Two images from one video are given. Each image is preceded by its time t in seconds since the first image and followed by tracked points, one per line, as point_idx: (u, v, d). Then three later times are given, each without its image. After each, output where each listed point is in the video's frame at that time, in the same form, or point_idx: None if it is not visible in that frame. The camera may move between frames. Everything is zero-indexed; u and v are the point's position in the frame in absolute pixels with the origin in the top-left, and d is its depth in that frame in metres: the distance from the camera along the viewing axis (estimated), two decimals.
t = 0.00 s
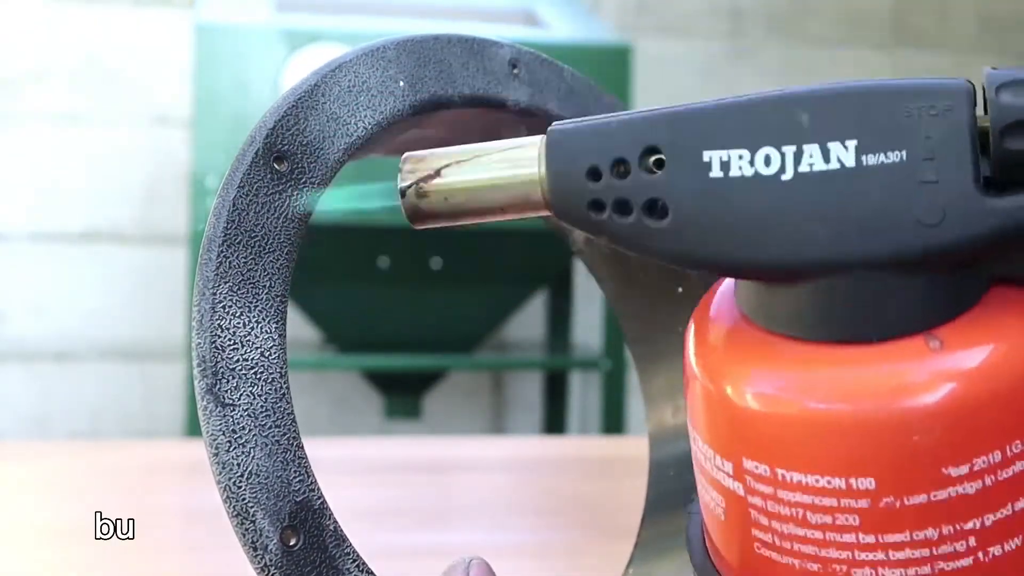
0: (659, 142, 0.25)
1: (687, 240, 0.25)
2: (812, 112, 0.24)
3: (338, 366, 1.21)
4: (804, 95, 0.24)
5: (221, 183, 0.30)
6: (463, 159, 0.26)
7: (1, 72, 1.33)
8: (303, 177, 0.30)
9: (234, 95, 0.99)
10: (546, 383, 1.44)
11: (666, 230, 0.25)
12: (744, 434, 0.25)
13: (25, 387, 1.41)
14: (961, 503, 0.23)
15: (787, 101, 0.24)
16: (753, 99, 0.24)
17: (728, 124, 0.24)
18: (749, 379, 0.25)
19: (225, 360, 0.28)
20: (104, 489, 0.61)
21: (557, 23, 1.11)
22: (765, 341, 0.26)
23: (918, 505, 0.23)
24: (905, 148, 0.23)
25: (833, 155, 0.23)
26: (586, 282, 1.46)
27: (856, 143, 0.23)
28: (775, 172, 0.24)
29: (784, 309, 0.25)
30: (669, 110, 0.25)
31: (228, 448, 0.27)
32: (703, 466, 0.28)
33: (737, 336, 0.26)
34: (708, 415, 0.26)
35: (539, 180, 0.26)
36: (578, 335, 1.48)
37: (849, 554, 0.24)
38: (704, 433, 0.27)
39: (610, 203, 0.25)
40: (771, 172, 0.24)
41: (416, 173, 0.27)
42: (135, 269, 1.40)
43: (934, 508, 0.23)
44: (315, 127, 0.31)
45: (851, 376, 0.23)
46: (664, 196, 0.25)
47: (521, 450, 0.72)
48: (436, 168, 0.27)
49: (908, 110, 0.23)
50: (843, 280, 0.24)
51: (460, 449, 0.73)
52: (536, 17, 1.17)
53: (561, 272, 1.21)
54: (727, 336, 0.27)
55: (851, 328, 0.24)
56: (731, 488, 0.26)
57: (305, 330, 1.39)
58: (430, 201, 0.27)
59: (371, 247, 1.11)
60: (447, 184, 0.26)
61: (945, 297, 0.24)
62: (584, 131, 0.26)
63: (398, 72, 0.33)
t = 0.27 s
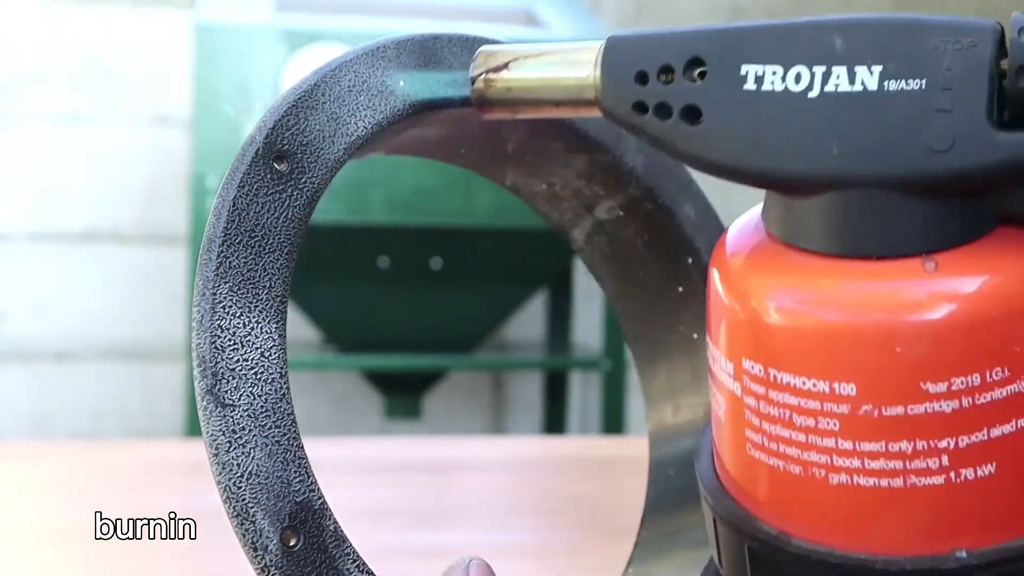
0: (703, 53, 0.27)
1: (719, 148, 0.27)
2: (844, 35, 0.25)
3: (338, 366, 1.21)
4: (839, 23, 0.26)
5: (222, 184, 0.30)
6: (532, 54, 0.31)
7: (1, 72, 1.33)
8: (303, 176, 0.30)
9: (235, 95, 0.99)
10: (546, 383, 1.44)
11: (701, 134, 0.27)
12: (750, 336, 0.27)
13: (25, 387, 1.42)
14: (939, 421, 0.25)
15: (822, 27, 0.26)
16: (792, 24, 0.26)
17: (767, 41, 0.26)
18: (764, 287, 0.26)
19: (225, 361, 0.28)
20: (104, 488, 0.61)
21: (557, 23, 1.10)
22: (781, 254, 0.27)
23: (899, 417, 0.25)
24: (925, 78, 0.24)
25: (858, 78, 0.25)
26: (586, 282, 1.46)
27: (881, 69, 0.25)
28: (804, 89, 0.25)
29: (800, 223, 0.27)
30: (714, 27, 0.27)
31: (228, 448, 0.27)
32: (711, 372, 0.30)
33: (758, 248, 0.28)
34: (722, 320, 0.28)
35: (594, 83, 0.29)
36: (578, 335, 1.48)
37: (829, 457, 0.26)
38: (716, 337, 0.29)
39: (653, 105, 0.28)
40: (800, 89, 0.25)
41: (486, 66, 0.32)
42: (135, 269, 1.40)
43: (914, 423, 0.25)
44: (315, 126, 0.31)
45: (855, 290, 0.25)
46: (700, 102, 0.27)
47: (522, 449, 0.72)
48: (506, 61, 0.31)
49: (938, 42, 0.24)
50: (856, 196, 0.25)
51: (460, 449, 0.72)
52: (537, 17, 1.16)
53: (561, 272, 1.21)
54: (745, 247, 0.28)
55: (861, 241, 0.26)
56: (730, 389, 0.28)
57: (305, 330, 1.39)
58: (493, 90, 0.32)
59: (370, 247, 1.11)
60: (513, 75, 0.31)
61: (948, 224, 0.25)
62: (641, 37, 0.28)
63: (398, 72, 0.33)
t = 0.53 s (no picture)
0: (722, 33, 0.28)
1: (738, 123, 0.28)
2: (860, 18, 0.26)
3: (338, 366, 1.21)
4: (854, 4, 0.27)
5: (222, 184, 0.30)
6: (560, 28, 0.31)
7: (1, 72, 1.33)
8: (302, 177, 0.30)
9: (235, 95, 0.99)
10: (546, 383, 1.44)
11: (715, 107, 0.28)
12: (755, 305, 0.28)
13: (25, 387, 1.42)
14: (932, 391, 0.25)
15: (839, 8, 0.27)
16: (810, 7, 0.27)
17: (782, 21, 0.27)
18: (772, 261, 0.27)
19: (224, 362, 0.28)
20: (105, 488, 0.61)
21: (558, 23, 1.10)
22: (791, 229, 0.28)
23: (894, 386, 0.26)
24: (935, 59, 0.26)
25: (870, 57, 0.26)
26: (586, 282, 1.46)
27: (892, 49, 0.26)
28: (817, 67, 0.27)
29: (810, 198, 0.28)
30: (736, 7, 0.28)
31: (228, 449, 0.27)
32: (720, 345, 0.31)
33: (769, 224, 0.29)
34: (731, 292, 0.29)
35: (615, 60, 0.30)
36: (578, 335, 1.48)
37: (824, 425, 0.27)
38: (724, 308, 0.30)
39: (671, 79, 0.29)
40: (813, 66, 0.27)
41: (514, 40, 0.31)
42: (135, 269, 1.40)
43: (910, 393, 0.26)
44: (314, 127, 0.31)
45: (859, 262, 0.26)
46: (717, 78, 0.28)
47: (522, 450, 0.71)
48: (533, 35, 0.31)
49: (947, 26, 0.26)
50: (868, 170, 0.26)
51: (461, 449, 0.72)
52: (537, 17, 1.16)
53: (561, 272, 1.21)
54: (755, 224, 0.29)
55: (870, 215, 0.26)
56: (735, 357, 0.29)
57: (306, 330, 1.39)
58: (523, 63, 0.31)
59: (370, 247, 1.11)
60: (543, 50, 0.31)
61: (949, 204, 0.26)
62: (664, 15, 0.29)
63: (398, 72, 0.33)
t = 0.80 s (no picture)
0: (703, 34, 0.28)
1: (711, 128, 0.28)
2: (842, 18, 0.26)
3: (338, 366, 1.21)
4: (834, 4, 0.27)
5: (222, 184, 0.30)
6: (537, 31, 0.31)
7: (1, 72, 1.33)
8: (302, 177, 0.30)
9: (235, 95, 0.99)
10: (546, 382, 1.44)
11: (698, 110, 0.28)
12: (738, 311, 0.27)
13: (25, 387, 1.42)
14: (918, 394, 0.25)
15: (818, 10, 0.26)
16: (792, 5, 0.27)
17: (767, 23, 0.27)
18: (756, 264, 0.27)
19: (224, 362, 0.28)
20: (105, 488, 0.61)
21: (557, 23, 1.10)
22: (774, 231, 0.28)
23: (881, 390, 0.25)
24: (917, 60, 0.25)
25: (852, 58, 0.26)
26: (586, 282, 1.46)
27: (875, 50, 0.26)
28: (798, 69, 0.26)
29: (793, 201, 0.27)
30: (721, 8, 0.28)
31: (228, 450, 0.27)
32: (706, 349, 0.30)
33: (753, 225, 0.28)
34: (714, 297, 0.29)
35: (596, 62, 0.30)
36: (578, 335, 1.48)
37: (811, 430, 0.26)
38: (709, 314, 0.29)
39: (651, 84, 0.29)
40: (795, 69, 0.26)
41: (493, 44, 0.32)
42: (135, 269, 1.40)
43: (896, 396, 0.25)
44: (313, 127, 0.31)
45: (848, 263, 0.25)
46: (698, 82, 0.28)
47: (522, 450, 0.71)
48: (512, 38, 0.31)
49: (928, 27, 0.25)
50: (846, 174, 0.26)
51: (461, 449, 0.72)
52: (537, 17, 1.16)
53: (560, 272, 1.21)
54: (740, 227, 0.29)
55: (853, 218, 0.26)
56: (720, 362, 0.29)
57: (306, 330, 1.39)
58: (500, 68, 0.31)
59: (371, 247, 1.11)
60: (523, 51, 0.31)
61: (934, 204, 0.26)
62: (647, 17, 0.29)
63: (399, 72, 0.33)
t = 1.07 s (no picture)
0: (732, 38, 0.31)
1: (746, 128, 0.30)
2: (871, 24, 0.28)
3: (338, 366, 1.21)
4: (867, 10, 0.29)
5: (221, 185, 0.30)
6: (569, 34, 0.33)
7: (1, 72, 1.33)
8: (302, 177, 0.30)
9: (235, 94, 0.99)
10: (546, 382, 1.44)
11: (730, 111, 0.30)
12: (773, 308, 0.30)
13: (25, 387, 1.42)
14: (944, 392, 0.27)
15: (848, 14, 0.29)
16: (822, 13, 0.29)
17: (796, 26, 0.30)
18: (791, 262, 0.29)
19: (224, 363, 0.28)
20: (106, 488, 0.61)
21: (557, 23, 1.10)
22: (806, 232, 0.30)
23: (907, 384, 0.27)
24: (947, 63, 0.27)
25: (882, 63, 0.28)
26: (586, 282, 1.46)
27: (904, 54, 0.28)
28: (829, 72, 0.29)
29: (826, 200, 0.30)
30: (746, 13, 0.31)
31: (228, 451, 0.27)
32: (737, 345, 0.33)
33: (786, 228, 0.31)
34: (749, 295, 0.31)
35: (628, 65, 0.32)
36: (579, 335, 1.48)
37: (839, 424, 0.29)
38: (743, 314, 0.32)
39: (684, 86, 0.31)
40: (825, 72, 0.29)
41: (526, 45, 0.35)
42: (135, 270, 1.40)
43: (922, 391, 0.27)
44: (313, 128, 0.31)
45: (874, 264, 0.28)
46: (729, 84, 0.30)
47: (523, 450, 0.71)
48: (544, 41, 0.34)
49: (958, 32, 0.28)
50: (876, 174, 0.28)
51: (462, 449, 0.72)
52: (537, 17, 1.16)
53: (560, 273, 1.21)
54: (770, 228, 0.31)
55: (882, 221, 0.29)
56: (751, 357, 0.31)
57: (306, 330, 1.39)
58: (531, 68, 0.34)
59: (371, 247, 1.11)
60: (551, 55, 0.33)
61: (962, 202, 0.28)
62: (677, 22, 0.32)
63: (399, 72, 0.33)
